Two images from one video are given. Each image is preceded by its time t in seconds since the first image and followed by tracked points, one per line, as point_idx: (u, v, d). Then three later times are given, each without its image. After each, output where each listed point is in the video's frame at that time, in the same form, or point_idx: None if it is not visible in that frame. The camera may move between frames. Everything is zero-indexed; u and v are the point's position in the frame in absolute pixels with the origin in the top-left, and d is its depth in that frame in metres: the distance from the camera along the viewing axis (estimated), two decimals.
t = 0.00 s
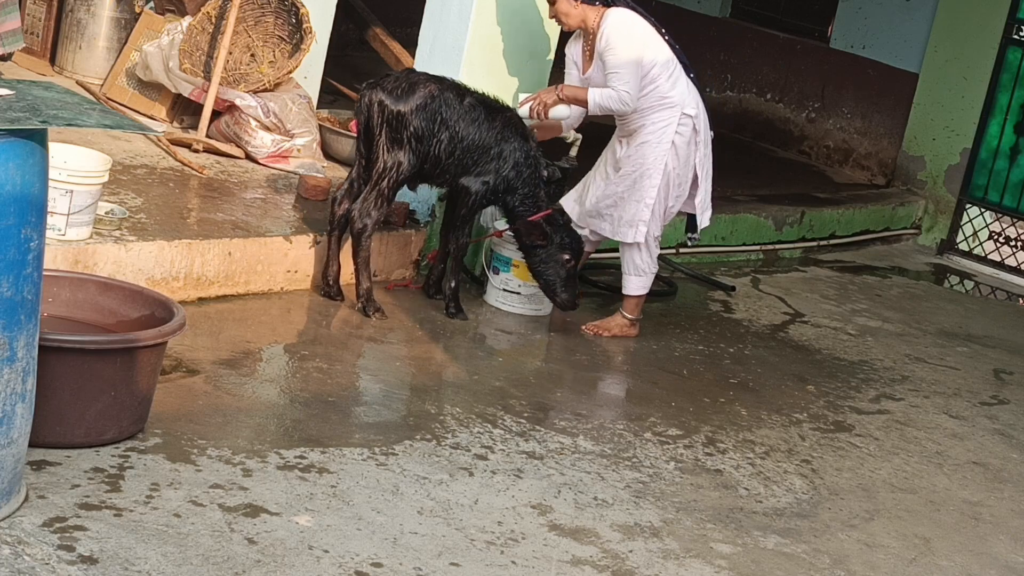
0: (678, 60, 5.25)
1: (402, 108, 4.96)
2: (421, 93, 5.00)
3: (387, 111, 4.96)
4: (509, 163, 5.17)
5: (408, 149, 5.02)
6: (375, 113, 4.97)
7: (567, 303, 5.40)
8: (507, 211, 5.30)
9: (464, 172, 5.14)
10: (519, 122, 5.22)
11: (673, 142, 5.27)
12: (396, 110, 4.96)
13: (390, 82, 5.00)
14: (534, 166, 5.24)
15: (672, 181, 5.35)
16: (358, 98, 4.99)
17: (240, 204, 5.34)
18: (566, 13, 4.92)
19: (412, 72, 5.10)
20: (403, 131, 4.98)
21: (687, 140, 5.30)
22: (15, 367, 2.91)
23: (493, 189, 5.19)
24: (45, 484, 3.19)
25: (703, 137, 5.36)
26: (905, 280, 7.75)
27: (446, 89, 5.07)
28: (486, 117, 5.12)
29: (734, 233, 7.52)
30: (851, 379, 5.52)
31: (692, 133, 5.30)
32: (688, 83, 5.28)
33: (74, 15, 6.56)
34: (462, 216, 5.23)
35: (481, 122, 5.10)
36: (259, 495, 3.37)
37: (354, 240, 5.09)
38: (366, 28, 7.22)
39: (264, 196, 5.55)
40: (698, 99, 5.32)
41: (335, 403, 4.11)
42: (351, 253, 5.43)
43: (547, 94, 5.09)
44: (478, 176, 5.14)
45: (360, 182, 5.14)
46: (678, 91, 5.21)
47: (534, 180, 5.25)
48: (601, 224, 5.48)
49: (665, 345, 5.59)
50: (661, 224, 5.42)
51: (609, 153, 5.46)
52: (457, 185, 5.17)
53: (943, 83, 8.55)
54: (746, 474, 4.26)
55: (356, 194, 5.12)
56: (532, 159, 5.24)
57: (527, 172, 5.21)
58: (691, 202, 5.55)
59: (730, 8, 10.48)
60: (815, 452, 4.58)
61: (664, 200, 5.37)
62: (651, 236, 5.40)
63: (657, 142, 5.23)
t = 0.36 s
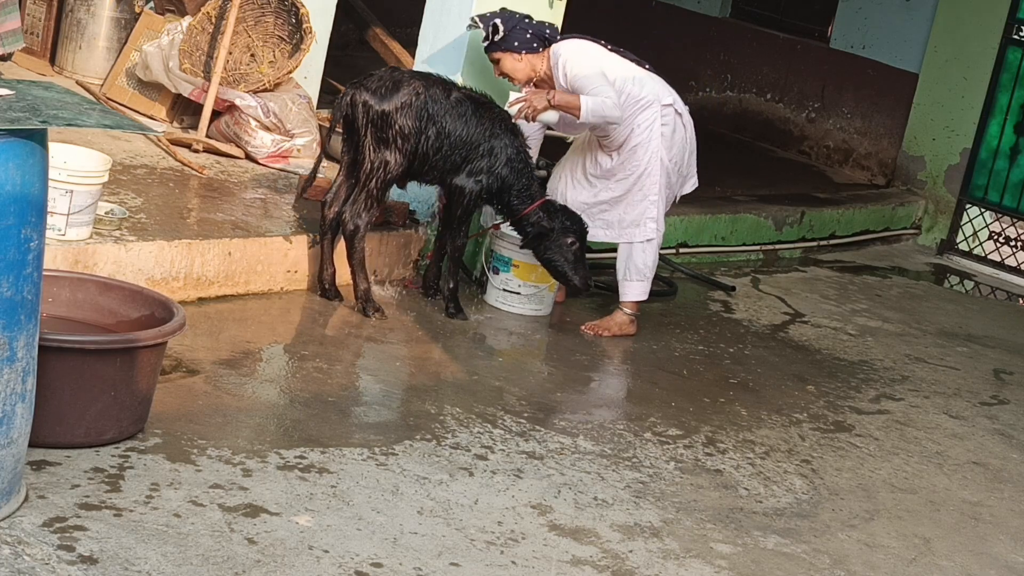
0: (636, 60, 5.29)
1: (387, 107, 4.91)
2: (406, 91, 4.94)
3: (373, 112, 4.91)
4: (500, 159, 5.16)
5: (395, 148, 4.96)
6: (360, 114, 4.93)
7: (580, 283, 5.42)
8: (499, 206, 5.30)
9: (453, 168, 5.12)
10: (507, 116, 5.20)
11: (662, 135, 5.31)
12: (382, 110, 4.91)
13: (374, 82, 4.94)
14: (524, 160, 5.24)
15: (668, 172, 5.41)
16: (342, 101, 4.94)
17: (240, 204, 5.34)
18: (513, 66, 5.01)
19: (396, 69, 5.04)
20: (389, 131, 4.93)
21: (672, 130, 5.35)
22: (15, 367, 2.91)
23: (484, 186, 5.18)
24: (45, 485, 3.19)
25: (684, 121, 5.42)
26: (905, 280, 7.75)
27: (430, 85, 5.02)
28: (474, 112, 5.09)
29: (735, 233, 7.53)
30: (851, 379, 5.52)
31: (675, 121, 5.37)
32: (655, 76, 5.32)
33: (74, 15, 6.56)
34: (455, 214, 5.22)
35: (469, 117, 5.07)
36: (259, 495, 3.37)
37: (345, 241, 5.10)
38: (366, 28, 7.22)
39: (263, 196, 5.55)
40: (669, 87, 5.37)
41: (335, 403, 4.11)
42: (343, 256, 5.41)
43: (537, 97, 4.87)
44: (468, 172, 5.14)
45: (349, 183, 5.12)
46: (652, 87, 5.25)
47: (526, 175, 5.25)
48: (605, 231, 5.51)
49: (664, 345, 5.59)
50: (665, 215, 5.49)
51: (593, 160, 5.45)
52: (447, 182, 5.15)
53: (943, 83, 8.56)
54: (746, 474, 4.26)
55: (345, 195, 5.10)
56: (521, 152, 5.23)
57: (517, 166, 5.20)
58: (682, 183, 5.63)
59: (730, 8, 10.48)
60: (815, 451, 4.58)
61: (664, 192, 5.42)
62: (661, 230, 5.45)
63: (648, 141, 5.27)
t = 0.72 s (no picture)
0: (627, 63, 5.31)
1: (386, 107, 4.92)
2: (405, 90, 4.94)
3: (371, 111, 4.91)
4: (506, 161, 5.16)
5: (394, 147, 4.96)
6: (358, 113, 4.93)
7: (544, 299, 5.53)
8: (503, 208, 5.29)
9: (455, 168, 5.11)
10: (510, 120, 5.14)
11: (657, 134, 5.32)
12: (381, 109, 4.91)
13: (373, 81, 4.94)
14: (529, 163, 5.24)
15: (667, 170, 5.41)
16: (341, 100, 4.95)
17: (240, 204, 5.34)
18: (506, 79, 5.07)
19: (397, 69, 5.04)
20: (388, 130, 4.94)
21: (667, 128, 5.36)
22: (15, 367, 2.91)
23: (489, 188, 5.16)
24: (45, 484, 3.19)
25: (680, 119, 5.42)
26: (905, 280, 7.75)
27: (431, 85, 5.02)
28: (477, 112, 5.07)
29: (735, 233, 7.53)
30: (851, 379, 5.52)
31: (669, 119, 5.37)
32: (647, 77, 5.33)
33: (74, 15, 6.57)
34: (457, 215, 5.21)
35: (471, 117, 5.05)
36: (259, 495, 3.37)
37: (344, 239, 5.10)
38: (366, 29, 7.22)
39: (264, 196, 5.55)
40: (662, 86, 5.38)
41: (335, 403, 4.11)
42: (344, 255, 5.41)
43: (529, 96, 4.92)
44: (472, 173, 5.12)
45: (349, 182, 5.12)
46: (645, 88, 5.26)
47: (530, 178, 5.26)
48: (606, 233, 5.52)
49: (664, 345, 5.59)
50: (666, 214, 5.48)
51: (590, 163, 5.47)
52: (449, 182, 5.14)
53: (943, 83, 8.56)
54: (746, 474, 4.26)
55: (346, 195, 5.11)
56: (525, 153, 5.21)
57: (522, 168, 5.20)
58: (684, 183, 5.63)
59: (730, 8, 10.48)
60: (815, 451, 4.58)
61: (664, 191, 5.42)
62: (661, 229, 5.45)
63: (644, 139, 5.28)
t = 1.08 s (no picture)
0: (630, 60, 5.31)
1: (396, 109, 4.93)
2: (415, 93, 4.96)
3: (381, 113, 4.92)
4: (514, 166, 5.13)
5: (402, 149, 4.98)
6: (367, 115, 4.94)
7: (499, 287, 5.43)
8: (509, 212, 5.26)
9: (462, 171, 5.10)
10: (522, 125, 5.17)
11: (656, 134, 5.31)
12: (390, 112, 4.92)
13: (383, 83, 4.95)
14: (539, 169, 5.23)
15: (665, 170, 5.40)
16: (351, 100, 4.95)
17: (240, 204, 5.34)
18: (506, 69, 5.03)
19: (408, 72, 5.06)
20: (397, 133, 4.95)
21: (667, 128, 5.35)
22: (15, 366, 2.91)
23: (495, 191, 5.15)
24: (45, 484, 3.19)
25: (680, 120, 5.42)
26: (905, 280, 7.75)
27: (442, 89, 5.02)
28: (487, 117, 5.07)
29: (735, 233, 7.53)
30: (851, 379, 5.52)
31: (669, 120, 5.36)
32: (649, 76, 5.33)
33: (74, 15, 6.57)
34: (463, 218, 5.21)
35: (481, 122, 5.05)
36: (259, 495, 3.37)
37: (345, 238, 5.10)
38: (366, 28, 7.22)
39: (264, 196, 5.55)
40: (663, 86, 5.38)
41: (335, 403, 4.11)
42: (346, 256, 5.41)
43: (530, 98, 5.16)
44: (479, 176, 5.10)
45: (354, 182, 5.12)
46: (646, 87, 5.26)
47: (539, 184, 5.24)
48: (601, 232, 5.51)
49: (664, 345, 5.59)
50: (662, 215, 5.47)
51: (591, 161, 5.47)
52: (455, 186, 5.13)
53: (943, 83, 8.56)
54: (746, 474, 4.26)
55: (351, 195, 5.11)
56: (535, 159, 5.20)
57: (530, 174, 5.18)
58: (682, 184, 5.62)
59: (730, 8, 10.48)
60: (815, 452, 4.58)
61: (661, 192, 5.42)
62: (657, 230, 5.44)
63: (642, 138, 5.27)
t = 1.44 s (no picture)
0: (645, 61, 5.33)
1: (406, 111, 4.94)
2: (426, 96, 4.97)
3: (391, 114, 4.93)
4: (520, 166, 5.12)
5: (411, 151, 4.99)
6: (378, 116, 4.95)
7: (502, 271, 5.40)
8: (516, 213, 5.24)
9: (470, 173, 5.10)
10: (530, 127, 5.16)
11: (668, 136, 5.33)
12: (400, 114, 4.93)
13: (394, 86, 4.97)
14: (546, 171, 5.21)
15: (675, 172, 5.42)
16: (363, 102, 4.97)
17: (240, 204, 5.34)
18: (522, 59, 5.06)
19: (419, 75, 5.07)
20: (407, 134, 4.96)
21: (679, 130, 5.37)
22: (15, 367, 2.91)
23: (503, 192, 5.14)
24: (45, 484, 3.19)
25: (692, 124, 5.44)
26: (905, 280, 7.75)
27: (453, 92, 5.03)
28: (496, 119, 5.06)
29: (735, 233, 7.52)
30: (851, 379, 5.52)
31: (682, 122, 5.38)
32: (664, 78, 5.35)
33: (74, 15, 6.56)
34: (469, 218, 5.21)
35: (490, 124, 5.04)
36: (259, 495, 3.37)
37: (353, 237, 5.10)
38: (366, 28, 7.22)
39: (264, 196, 5.55)
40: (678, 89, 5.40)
41: (335, 403, 4.11)
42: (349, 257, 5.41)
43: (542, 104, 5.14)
44: (486, 177, 5.10)
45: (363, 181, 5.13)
46: (661, 88, 5.28)
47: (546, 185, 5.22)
48: (609, 232, 5.51)
49: (664, 345, 5.59)
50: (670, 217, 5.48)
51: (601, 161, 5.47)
52: (463, 186, 5.13)
53: (943, 83, 8.56)
54: (746, 474, 4.26)
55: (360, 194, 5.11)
56: (542, 160, 5.18)
57: (537, 175, 5.16)
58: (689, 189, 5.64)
59: (730, 8, 10.47)
60: (815, 452, 4.58)
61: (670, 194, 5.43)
62: (663, 231, 5.45)
63: (654, 139, 5.29)
